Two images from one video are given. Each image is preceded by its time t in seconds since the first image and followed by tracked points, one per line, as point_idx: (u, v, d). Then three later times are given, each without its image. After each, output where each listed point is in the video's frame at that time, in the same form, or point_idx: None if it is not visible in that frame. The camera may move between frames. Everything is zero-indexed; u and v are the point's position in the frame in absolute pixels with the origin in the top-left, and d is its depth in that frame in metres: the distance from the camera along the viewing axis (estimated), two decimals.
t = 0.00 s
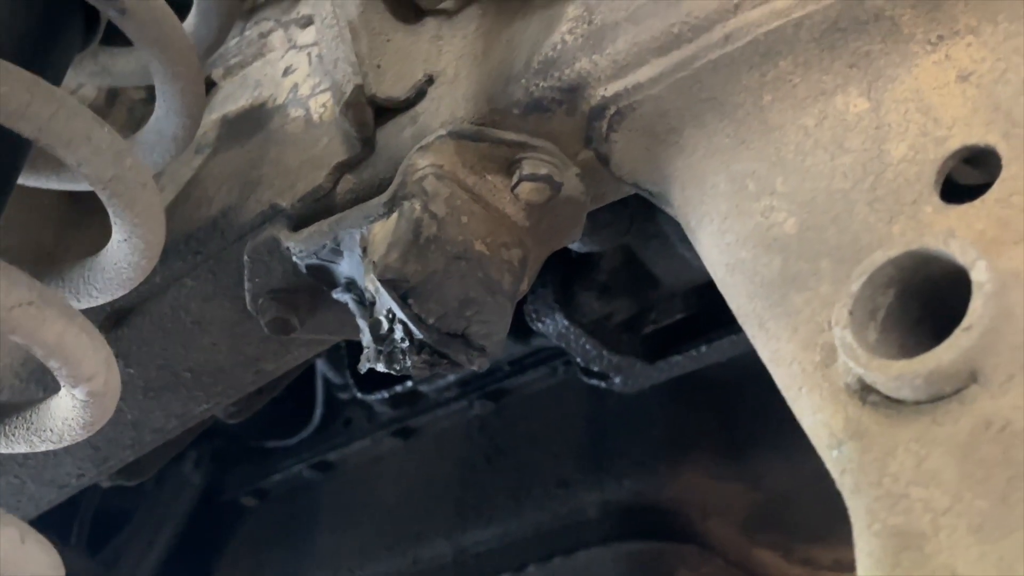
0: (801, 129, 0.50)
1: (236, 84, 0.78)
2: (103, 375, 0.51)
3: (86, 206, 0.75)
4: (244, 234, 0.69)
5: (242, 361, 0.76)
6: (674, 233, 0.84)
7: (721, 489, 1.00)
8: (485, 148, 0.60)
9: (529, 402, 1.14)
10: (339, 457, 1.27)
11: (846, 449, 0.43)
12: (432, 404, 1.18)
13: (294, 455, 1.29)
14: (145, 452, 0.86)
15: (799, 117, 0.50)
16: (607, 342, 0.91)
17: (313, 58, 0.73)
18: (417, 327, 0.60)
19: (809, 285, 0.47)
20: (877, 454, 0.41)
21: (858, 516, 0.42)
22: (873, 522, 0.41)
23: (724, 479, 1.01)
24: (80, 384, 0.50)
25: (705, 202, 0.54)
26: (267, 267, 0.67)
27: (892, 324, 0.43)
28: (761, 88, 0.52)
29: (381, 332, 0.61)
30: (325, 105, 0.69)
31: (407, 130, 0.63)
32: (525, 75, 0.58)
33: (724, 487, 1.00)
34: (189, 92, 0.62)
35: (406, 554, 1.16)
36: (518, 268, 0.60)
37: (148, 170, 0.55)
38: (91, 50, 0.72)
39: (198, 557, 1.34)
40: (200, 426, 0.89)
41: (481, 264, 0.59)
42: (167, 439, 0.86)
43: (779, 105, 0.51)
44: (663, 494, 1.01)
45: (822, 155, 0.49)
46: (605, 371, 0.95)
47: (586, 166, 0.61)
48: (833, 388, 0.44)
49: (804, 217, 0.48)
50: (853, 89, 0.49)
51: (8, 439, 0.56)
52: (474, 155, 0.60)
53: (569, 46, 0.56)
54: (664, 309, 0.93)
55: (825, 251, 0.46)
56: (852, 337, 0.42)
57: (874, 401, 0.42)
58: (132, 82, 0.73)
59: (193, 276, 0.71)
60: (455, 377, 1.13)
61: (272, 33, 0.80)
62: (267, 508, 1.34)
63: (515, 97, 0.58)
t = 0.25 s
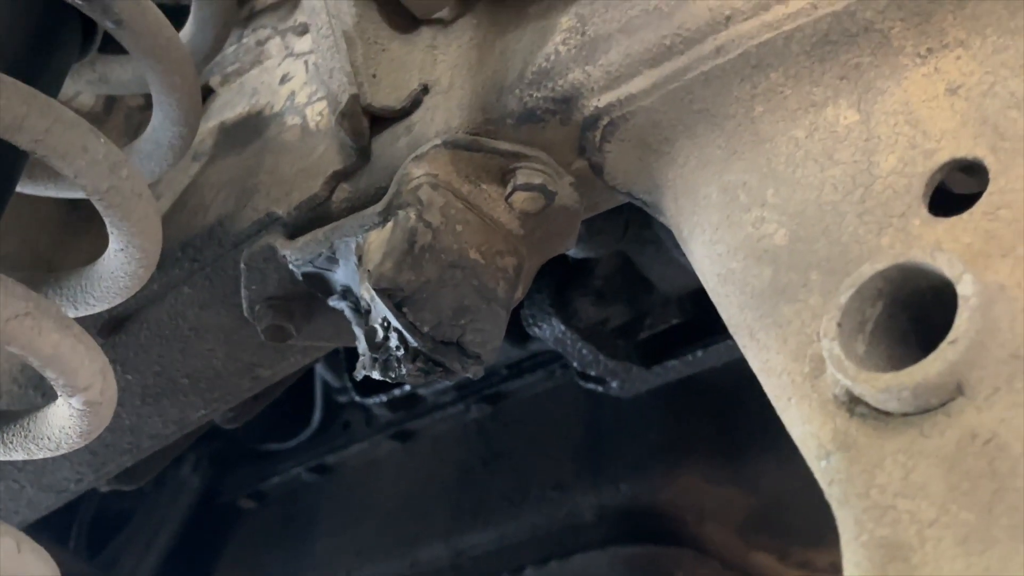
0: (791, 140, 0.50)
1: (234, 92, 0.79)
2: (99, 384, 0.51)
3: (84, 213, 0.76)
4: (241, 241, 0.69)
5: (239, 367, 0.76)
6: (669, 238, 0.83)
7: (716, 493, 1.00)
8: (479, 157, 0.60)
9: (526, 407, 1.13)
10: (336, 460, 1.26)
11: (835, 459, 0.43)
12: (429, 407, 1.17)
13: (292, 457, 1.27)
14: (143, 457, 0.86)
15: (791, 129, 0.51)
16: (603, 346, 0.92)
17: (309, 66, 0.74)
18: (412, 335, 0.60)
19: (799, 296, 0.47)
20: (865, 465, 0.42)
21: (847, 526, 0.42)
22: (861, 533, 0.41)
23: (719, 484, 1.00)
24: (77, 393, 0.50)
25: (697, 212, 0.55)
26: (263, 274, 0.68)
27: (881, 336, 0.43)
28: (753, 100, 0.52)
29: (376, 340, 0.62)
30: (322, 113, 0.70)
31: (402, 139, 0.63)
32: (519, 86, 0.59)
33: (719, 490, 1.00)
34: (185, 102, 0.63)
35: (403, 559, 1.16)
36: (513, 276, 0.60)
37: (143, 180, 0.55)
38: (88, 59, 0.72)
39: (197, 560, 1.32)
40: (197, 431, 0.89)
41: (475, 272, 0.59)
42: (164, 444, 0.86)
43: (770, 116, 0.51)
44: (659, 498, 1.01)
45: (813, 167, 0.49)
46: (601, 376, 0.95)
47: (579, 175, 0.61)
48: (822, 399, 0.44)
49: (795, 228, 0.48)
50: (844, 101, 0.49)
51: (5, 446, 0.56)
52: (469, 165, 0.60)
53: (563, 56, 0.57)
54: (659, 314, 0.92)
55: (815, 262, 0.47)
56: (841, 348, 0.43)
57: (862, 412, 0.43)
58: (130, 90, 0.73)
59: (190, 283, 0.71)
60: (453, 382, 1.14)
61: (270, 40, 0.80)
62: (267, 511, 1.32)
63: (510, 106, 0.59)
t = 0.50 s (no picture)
0: (781, 145, 0.51)
1: (233, 94, 0.80)
2: (98, 386, 0.52)
3: (85, 215, 0.77)
4: (240, 242, 0.70)
5: (239, 367, 0.77)
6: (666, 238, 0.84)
7: (715, 492, 0.99)
8: (474, 160, 0.61)
9: (526, 406, 1.15)
10: (338, 458, 1.26)
11: (822, 460, 0.44)
12: (430, 406, 1.18)
13: (294, 456, 1.28)
14: (144, 457, 0.87)
15: (780, 133, 0.51)
16: (601, 345, 0.92)
17: (308, 69, 0.75)
18: (408, 337, 0.61)
19: (787, 299, 0.48)
20: (851, 466, 0.42)
21: (832, 526, 0.43)
22: (846, 533, 0.42)
23: (719, 482, 0.99)
24: (76, 395, 0.51)
25: (688, 215, 0.55)
26: (261, 275, 0.69)
27: (867, 339, 0.44)
28: (744, 104, 0.52)
29: (373, 341, 0.62)
30: (320, 116, 0.71)
31: (399, 142, 0.64)
32: (513, 90, 0.59)
33: (717, 489, 0.99)
34: (184, 105, 0.63)
35: (403, 557, 1.14)
36: (508, 278, 0.61)
37: (142, 183, 0.56)
38: (88, 62, 0.73)
39: (199, 558, 1.31)
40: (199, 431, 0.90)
41: (471, 274, 0.59)
42: (166, 444, 0.87)
43: (761, 121, 0.52)
44: (658, 496, 1.01)
45: (801, 171, 0.49)
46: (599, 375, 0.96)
47: (574, 178, 0.61)
48: (809, 401, 0.45)
49: (783, 231, 0.49)
50: (833, 106, 0.50)
51: (6, 447, 0.56)
52: (464, 168, 0.61)
53: (556, 60, 0.58)
54: (657, 314, 0.93)
55: (802, 265, 0.47)
56: (827, 350, 0.43)
57: (848, 413, 0.43)
58: (130, 93, 0.74)
59: (189, 285, 0.72)
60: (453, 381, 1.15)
61: (269, 43, 0.81)
62: (268, 508, 1.32)
63: (504, 110, 0.60)
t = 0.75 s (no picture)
0: (773, 141, 0.52)
1: (236, 92, 0.81)
2: (102, 382, 0.53)
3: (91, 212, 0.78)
4: (244, 240, 0.71)
5: (244, 362, 0.78)
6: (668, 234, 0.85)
7: (719, 484, 0.99)
8: (473, 158, 0.61)
9: (530, 400, 1.14)
10: (344, 452, 1.26)
11: (812, 452, 0.44)
12: (435, 401, 1.18)
13: (302, 449, 1.28)
14: (151, 450, 0.88)
15: (773, 130, 0.52)
16: (603, 340, 0.93)
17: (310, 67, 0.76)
18: (408, 333, 0.61)
19: (778, 294, 0.48)
20: (840, 458, 0.43)
21: (821, 518, 0.43)
22: (834, 524, 0.42)
23: (723, 473, 0.99)
24: (81, 391, 0.52)
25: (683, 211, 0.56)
26: (264, 271, 0.70)
27: (857, 333, 0.44)
28: (737, 101, 0.53)
29: (374, 337, 0.63)
30: (322, 114, 0.72)
31: (398, 139, 0.65)
32: (511, 88, 0.60)
33: (718, 482, 0.99)
34: (187, 104, 0.64)
35: (410, 549, 1.15)
36: (508, 274, 0.62)
37: (145, 181, 0.57)
38: (94, 61, 0.74)
39: (207, 552, 1.31)
40: (204, 425, 0.91)
41: (471, 270, 0.60)
42: (172, 438, 0.88)
43: (754, 117, 0.53)
44: (662, 488, 1.01)
45: (793, 167, 0.50)
46: (601, 369, 0.96)
47: (571, 175, 0.62)
48: (799, 394, 0.46)
49: (775, 227, 0.50)
50: (824, 103, 0.50)
51: (14, 443, 0.57)
52: (463, 165, 0.61)
53: (552, 59, 0.59)
54: (659, 308, 0.93)
55: (793, 261, 0.48)
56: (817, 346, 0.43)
57: (836, 406, 0.44)
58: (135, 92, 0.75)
59: (193, 282, 0.73)
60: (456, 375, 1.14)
61: (271, 42, 0.82)
62: (277, 501, 1.33)
63: (502, 108, 0.61)
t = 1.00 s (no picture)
0: (771, 139, 0.52)
1: (247, 94, 0.82)
2: (117, 380, 0.55)
3: (105, 212, 0.79)
4: (254, 238, 0.72)
5: (256, 359, 0.80)
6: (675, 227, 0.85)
7: (730, 477, 0.99)
8: (478, 157, 0.63)
9: (542, 393, 1.14)
10: (358, 446, 1.27)
11: (808, 444, 0.46)
12: (446, 395, 1.19)
13: (315, 444, 1.29)
14: (167, 445, 0.90)
15: (770, 128, 0.53)
16: (611, 334, 0.94)
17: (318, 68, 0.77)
18: (417, 328, 0.63)
19: (776, 290, 0.49)
20: (834, 450, 0.44)
21: (817, 507, 0.45)
22: (829, 513, 0.44)
23: (734, 464, 1.00)
24: (97, 388, 0.54)
25: (684, 208, 0.57)
26: (275, 269, 0.71)
27: (852, 327, 0.45)
28: (737, 100, 0.54)
29: (383, 333, 0.65)
30: (330, 114, 0.73)
31: (405, 139, 0.66)
32: (515, 88, 0.61)
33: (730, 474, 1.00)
34: (197, 108, 0.66)
35: (424, 541, 1.16)
36: (514, 270, 0.63)
37: (156, 183, 0.59)
38: (106, 64, 0.75)
39: (223, 543, 1.34)
40: (217, 421, 0.93)
41: (478, 267, 0.61)
42: (186, 434, 0.90)
43: (753, 116, 0.54)
44: (671, 480, 1.02)
45: (791, 165, 0.51)
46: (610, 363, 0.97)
47: (576, 173, 0.63)
48: (796, 387, 0.47)
49: (774, 224, 0.50)
50: (821, 102, 0.51)
51: (32, 440, 0.57)
52: (469, 164, 0.62)
53: (556, 60, 0.60)
54: (666, 301, 0.94)
55: (791, 257, 0.49)
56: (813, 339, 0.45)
57: (831, 399, 0.45)
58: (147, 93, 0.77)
59: (206, 280, 0.75)
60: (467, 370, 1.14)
61: (281, 44, 0.83)
62: (292, 496, 1.34)
63: (507, 108, 0.62)
